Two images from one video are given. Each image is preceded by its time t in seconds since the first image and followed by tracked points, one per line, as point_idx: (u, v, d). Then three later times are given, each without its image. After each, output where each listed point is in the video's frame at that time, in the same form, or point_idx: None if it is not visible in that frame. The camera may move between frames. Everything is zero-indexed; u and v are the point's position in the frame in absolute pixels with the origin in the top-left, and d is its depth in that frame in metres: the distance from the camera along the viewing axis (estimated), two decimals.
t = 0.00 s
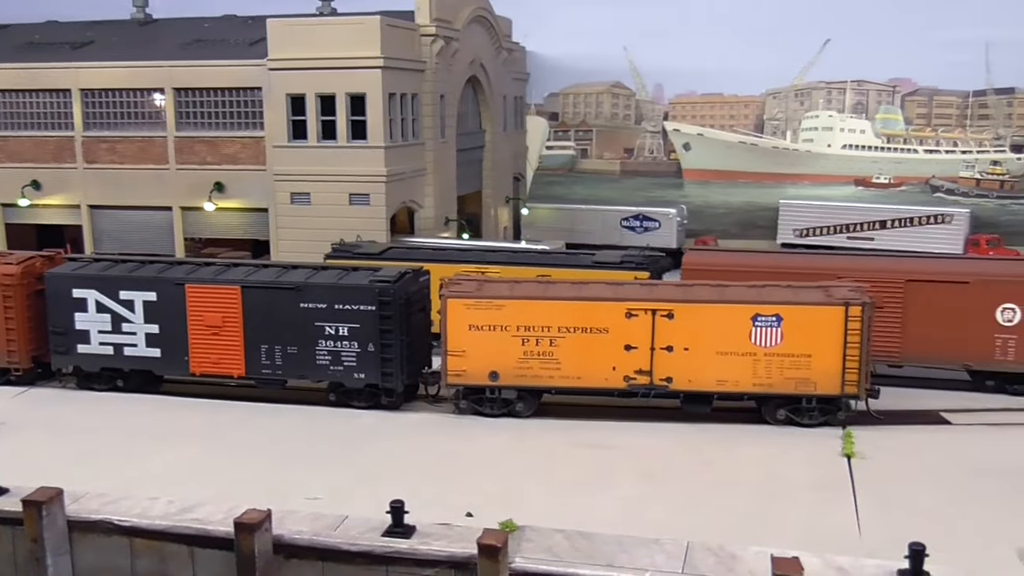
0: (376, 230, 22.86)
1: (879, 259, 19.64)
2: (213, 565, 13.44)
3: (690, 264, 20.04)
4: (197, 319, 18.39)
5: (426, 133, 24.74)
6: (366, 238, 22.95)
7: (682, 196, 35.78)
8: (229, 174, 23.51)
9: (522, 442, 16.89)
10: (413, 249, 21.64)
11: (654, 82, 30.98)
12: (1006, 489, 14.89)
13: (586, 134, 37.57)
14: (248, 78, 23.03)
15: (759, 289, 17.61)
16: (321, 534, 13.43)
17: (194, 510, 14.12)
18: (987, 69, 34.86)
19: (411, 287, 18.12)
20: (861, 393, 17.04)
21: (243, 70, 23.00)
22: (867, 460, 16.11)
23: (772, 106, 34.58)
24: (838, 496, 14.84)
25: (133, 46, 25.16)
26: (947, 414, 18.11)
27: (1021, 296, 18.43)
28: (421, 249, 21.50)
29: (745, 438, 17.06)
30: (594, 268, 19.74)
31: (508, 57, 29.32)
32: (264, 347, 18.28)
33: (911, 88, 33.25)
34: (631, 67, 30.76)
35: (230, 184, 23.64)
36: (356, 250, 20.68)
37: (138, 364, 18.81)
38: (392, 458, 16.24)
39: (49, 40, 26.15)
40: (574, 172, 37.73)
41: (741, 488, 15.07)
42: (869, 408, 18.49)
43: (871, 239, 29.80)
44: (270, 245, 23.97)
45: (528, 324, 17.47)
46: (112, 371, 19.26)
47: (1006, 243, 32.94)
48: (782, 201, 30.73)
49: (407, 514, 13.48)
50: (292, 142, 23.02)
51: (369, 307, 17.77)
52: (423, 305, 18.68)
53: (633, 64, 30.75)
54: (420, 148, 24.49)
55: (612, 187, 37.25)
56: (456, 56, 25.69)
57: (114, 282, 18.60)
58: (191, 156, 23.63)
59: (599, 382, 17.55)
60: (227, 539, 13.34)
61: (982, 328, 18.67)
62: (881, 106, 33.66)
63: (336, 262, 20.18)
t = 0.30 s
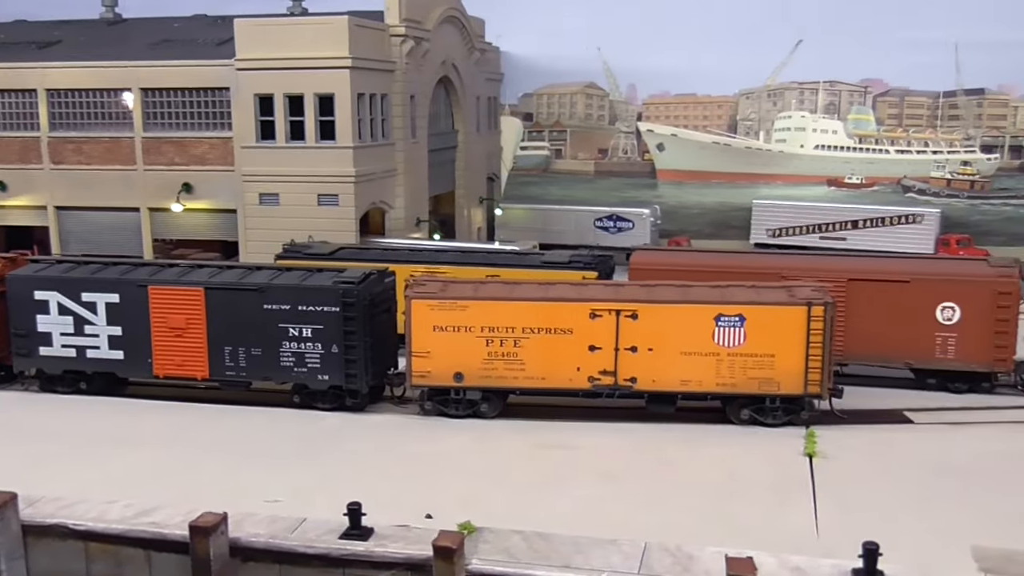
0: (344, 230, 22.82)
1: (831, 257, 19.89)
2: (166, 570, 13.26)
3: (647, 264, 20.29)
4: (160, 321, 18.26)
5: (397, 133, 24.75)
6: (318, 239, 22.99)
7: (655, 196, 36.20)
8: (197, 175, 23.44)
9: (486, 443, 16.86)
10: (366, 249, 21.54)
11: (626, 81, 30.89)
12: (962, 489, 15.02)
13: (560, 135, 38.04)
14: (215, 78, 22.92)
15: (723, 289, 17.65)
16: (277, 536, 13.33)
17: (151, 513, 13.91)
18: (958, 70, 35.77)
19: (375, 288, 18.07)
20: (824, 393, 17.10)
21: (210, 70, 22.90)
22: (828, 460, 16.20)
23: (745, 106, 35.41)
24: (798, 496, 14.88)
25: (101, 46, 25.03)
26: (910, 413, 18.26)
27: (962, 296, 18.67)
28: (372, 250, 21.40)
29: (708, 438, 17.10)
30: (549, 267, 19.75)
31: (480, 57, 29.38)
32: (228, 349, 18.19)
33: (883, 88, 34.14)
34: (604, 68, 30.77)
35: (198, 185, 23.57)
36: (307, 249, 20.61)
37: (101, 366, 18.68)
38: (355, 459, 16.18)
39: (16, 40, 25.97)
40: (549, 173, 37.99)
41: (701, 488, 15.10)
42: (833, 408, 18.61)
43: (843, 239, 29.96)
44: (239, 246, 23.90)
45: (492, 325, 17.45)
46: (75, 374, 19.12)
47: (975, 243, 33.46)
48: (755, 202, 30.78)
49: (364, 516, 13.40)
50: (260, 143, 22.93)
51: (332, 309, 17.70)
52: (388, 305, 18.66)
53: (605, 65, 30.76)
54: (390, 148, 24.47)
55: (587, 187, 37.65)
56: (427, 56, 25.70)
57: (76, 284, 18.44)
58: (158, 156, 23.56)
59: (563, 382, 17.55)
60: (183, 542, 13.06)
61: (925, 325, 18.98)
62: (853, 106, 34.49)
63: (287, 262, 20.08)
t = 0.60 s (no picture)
0: (313, 229, 22.84)
1: (783, 255, 20.07)
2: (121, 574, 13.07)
3: (602, 263, 20.45)
4: (124, 322, 18.14)
5: (366, 133, 24.71)
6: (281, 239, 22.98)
7: (630, 195, 36.65)
8: (166, 175, 23.41)
9: (450, 444, 16.82)
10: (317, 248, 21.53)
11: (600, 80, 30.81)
12: (921, 488, 15.16)
13: (534, 134, 38.48)
14: (183, 78, 22.78)
15: (687, 289, 17.70)
16: (234, 538, 13.21)
17: (109, 516, 13.73)
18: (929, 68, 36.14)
19: (339, 288, 18.02)
20: (788, 392, 17.17)
21: (178, 70, 22.73)
22: (790, 459, 16.27)
23: (719, 105, 35.94)
24: (759, 496, 14.92)
25: (68, 45, 24.90)
26: (872, 412, 18.42)
27: (904, 294, 18.93)
28: (321, 250, 21.41)
29: (673, 437, 17.15)
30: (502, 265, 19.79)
31: (454, 57, 29.50)
32: (192, 350, 18.08)
33: (854, 88, 34.88)
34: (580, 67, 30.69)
35: (166, 185, 23.55)
36: (258, 250, 20.61)
37: (64, 368, 18.54)
38: (318, 461, 16.10)
39: None
40: (524, 172, 38.39)
41: (662, 488, 15.14)
42: (798, 407, 18.72)
43: (815, 238, 30.07)
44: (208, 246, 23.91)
45: (456, 325, 17.44)
46: (38, 375, 18.98)
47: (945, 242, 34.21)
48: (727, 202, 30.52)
49: (322, 518, 13.33)
50: (228, 143, 22.81)
51: (296, 309, 17.64)
52: (353, 305, 18.63)
53: (579, 63, 30.71)
54: (359, 148, 24.44)
55: (561, 186, 37.64)
56: (399, 55, 25.74)
57: (38, 285, 18.28)
58: (126, 156, 23.49)
59: (527, 382, 17.56)
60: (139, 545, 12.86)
61: (869, 324, 19.24)
62: (826, 106, 35.15)
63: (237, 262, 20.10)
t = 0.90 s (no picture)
0: (279, 229, 23.08)
1: (743, 255, 20.18)
2: None
3: (551, 262, 20.48)
4: (83, 323, 18.04)
5: (334, 134, 25.18)
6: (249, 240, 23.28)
7: (601, 194, 38.53)
8: (129, 175, 23.99)
9: (411, 444, 16.81)
10: (263, 248, 21.62)
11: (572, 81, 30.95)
12: (876, 484, 15.30)
13: (506, 134, 40.26)
14: (149, 78, 23.14)
15: (647, 287, 17.76)
16: (187, 540, 13.08)
17: (61, 520, 13.57)
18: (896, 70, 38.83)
19: (299, 289, 17.99)
20: (747, 390, 17.28)
21: (142, 70, 23.11)
22: (749, 457, 16.36)
23: (690, 105, 37.89)
24: (717, 494, 14.94)
25: (31, 45, 24.92)
26: (832, 409, 18.61)
27: (841, 291, 19.09)
28: (268, 250, 21.56)
29: (633, 436, 17.24)
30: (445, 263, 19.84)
31: (421, 56, 30.39)
32: (152, 351, 18.00)
33: (824, 88, 37.28)
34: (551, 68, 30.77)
35: (130, 185, 24.12)
36: (204, 250, 20.70)
37: (23, 370, 18.45)
38: (277, 462, 16.05)
39: None
40: (496, 172, 40.05)
41: (620, 486, 15.19)
42: (758, 405, 18.89)
43: (785, 237, 31.20)
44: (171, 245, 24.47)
45: (417, 325, 17.44)
46: None
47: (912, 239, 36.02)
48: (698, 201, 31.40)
49: (277, 518, 13.17)
50: (194, 143, 23.04)
51: (256, 309, 17.58)
52: (314, 305, 18.61)
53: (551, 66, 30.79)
54: (327, 148, 24.85)
55: (531, 185, 39.52)
56: (367, 56, 26.31)
57: None
58: (90, 156, 24.04)
59: (489, 381, 17.58)
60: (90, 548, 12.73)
61: (805, 322, 19.41)
62: (795, 106, 37.47)
63: (185, 263, 20.18)
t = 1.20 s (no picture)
0: (249, 228, 23.36)
1: (707, 254, 20.25)
2: None
3: (512, 261, 20.50)
4: (46, 324, 17.94)
5: (304, 133, 25.45)
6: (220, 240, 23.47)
7: (575, 194, 39.01)
8: (95, 174, 24.47)
9: (375, 445, 16.80)
10: (215, 248, 21.43)
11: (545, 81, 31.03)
12: (836, 482, 15.44)
13: (481, 134, 40.89)
14: (115, 77, 23.64)
15: (612, 287, 17.80)
16: (145, 541, 12.96)
17: (18, 521, 13.49)
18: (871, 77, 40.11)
19: (263, 289, 17.93)
20: (711, 389, 17.36)
21: (110, 69, 23.61)
22: (713, 455, 16.45)
23: (664, 104, 39.20)
24: (678, 493, 15.01)
25: None
26: (796, 408, 18.78)
27: (786, 290, 19.21)
28: (218, 249, 21.48)
29: (599, 435, 17.30)
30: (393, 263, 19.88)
31: (394, 57, 30.96)
32: (116, 352, 17.89)
33: (796, 89, 38.67)
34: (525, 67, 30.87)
35: (97, 185, 24.62)
36: (154, 250, 20.67)
37: None
38: (240, 462, 16.03)
39: None
40: (470, 172, 40.18)
41: (582, 485, 15.25)
42: (722, 404, 19.05)
43: (758, 236, 31.81)
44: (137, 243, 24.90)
45: (381, 325, 17.42)
46: None
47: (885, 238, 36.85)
48: (670, 201, 32.07)
49: (235, 519, 13.04)
50: (161, 143, 23.33)
51: (220, 310, 17.52)
52: (279, 305, 18.56)
53: (524, 66, 30.86)
54: (297, 148, 25.20)
55: (505, 186, 39.86)
56: (338, 56, 26.62)
57: None
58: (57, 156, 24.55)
59: (454, 381, 17.57)
60: (46, 551, 12.63)
61: (751, 320, 19.54)
62: (768, 105, 38.64)
63: (131, 263, 20.06)
